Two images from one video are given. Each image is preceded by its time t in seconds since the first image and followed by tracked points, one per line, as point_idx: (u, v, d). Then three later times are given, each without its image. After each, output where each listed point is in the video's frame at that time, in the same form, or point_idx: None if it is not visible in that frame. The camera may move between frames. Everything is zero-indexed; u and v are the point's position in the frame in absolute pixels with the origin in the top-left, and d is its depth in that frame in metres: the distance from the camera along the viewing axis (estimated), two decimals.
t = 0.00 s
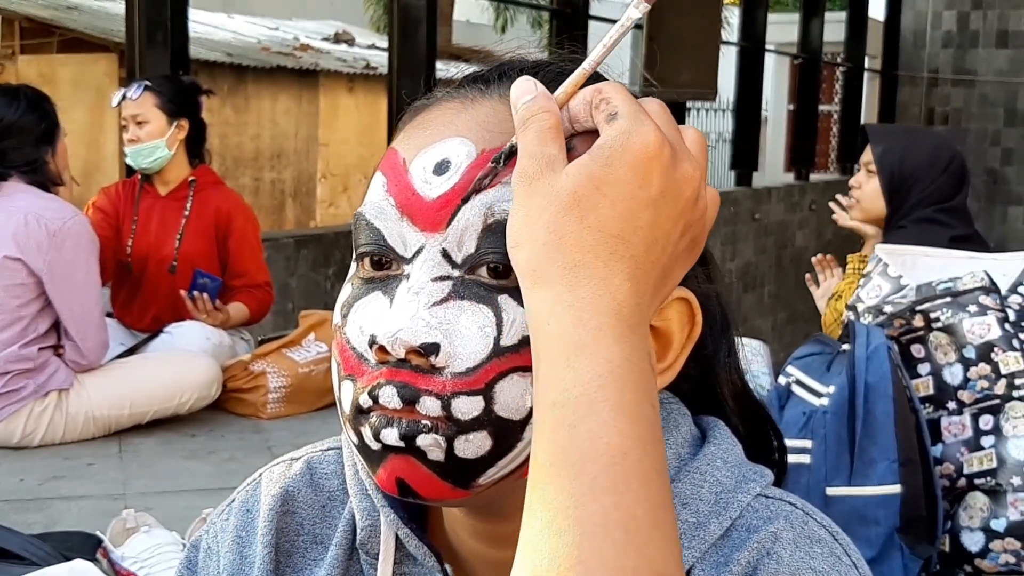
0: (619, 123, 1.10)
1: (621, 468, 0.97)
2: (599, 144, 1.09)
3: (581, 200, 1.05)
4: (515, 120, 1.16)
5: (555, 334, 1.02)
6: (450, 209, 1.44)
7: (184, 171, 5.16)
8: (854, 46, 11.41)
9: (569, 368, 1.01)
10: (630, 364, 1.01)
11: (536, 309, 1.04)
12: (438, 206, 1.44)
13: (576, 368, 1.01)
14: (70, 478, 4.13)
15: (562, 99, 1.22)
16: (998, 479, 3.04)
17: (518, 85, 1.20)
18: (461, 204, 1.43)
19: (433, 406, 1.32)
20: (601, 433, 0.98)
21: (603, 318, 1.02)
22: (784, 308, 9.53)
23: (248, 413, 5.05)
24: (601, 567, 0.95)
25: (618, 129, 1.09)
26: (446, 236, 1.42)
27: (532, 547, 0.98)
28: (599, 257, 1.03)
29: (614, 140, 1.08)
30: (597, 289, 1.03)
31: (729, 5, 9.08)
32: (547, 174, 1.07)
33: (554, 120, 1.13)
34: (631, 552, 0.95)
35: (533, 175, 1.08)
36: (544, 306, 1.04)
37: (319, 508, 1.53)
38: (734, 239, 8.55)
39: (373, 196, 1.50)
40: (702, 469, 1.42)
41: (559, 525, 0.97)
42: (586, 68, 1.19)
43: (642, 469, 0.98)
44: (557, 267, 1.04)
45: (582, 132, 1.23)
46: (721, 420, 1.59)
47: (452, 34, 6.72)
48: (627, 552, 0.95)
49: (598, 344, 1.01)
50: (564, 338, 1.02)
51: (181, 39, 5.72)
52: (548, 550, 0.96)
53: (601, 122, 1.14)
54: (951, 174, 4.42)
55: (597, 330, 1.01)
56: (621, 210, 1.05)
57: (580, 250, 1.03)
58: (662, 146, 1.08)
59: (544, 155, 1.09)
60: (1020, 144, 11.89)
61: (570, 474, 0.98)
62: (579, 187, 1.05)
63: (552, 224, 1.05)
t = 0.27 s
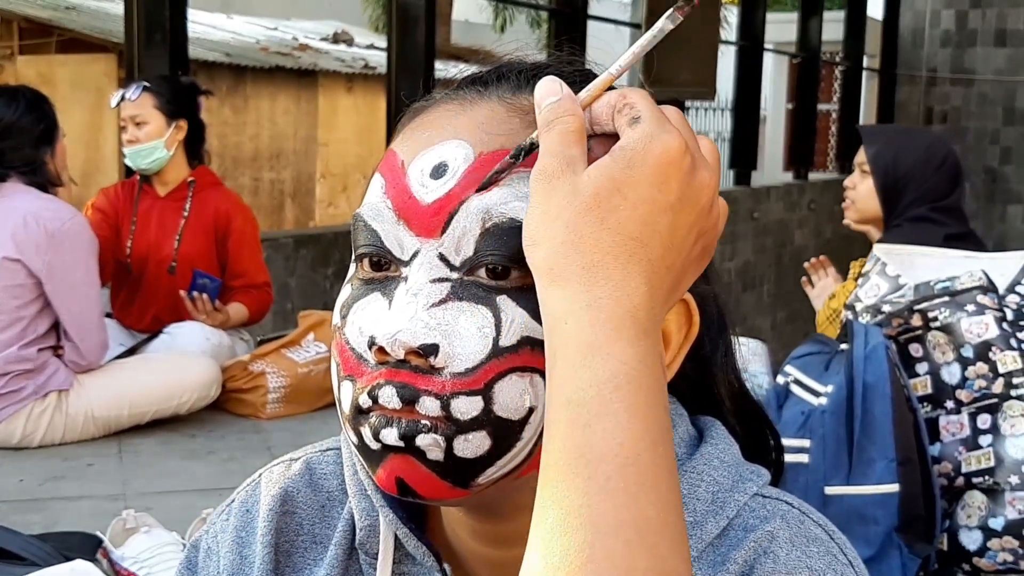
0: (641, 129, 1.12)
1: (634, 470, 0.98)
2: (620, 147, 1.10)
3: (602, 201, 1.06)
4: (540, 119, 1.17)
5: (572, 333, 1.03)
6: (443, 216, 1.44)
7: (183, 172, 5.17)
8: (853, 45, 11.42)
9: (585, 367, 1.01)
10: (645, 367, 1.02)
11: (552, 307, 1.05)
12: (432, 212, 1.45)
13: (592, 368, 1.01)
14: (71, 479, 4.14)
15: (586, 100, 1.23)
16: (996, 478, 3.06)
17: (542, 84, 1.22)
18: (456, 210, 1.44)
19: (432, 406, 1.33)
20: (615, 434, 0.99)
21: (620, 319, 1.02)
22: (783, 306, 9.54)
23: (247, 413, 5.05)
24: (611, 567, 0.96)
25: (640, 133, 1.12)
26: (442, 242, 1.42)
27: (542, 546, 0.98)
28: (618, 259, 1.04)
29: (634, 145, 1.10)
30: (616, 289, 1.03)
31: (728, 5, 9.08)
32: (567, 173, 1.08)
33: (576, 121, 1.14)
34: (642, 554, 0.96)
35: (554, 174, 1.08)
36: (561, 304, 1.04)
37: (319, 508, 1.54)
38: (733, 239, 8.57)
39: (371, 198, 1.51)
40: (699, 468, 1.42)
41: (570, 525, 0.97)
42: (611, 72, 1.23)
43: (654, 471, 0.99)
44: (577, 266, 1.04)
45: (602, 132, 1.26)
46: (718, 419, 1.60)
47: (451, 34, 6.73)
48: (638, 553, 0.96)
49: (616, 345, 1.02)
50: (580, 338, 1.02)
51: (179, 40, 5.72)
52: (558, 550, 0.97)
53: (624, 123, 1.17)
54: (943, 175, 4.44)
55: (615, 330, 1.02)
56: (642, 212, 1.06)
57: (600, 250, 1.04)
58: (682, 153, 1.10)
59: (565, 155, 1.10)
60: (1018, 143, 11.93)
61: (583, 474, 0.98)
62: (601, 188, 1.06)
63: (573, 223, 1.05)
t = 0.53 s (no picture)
0: (636, 123, 1.15)
1: (661, 473, 0.98)
2: (624, 145, 1.11)
3: (617, 198, 1.06)
4: (529, 124, 1.16)
5: (597, 335, 1.02)
6: (428, 223, 1.43)
7: (181, 172, 5.17)
8: (852, 44, 11.41)
9: (613, 369, 1.01)
10: (673, 367, 1.02)
11: (574, 309, 1.04)
12: (416, 219, 1.44)
13: (618, 370, 1.01)
14: (69, 479, 4.14)
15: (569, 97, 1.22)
16: (995, 476, 3.06)
17: (525, 88, 1.22)
18: (439, 218, 1.43)
19: (422, 411, 1.32)
20: (642, 438, 0.98)
21: (645, 318, 1.02)
22: (782, 306, 9.54)
23: (246, 413, 5.05)
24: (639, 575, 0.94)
25: (638, 126, 1.14)
26: (429, 248, 1.41)
27: (567, 554, 0.97)
28: (639, 257, 1.05)
29: (639, 144, 1.11)
30: (641, 288, 1.03)
31: (727, 4, 9.08)
32: (582, 174, 1.08)
33: (570, 124, 1.15)
34: (669, 561, 0.95)
35: (565, 174, 1.08)
36: (583, 306, 1.04)
37: (315, 508, 1.53)
38: (731, 238, 8.56)
39: (359, 202, 1.51)
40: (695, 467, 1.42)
41: (595, 531, 0.97)
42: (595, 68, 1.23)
43: (681, 476, 0.98)
44: (597, 265, 1.04)
45: (590, 129, 1.23)
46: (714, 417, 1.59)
47: (449, 33, 6.72)
48: (662, 562, 0.95)
49: (642, 344, 1.02)
50: (606, 340, 1.02)
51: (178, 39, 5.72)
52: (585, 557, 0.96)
53: (612, 116, 1.18)
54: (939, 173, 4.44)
55: (640, 330, 1.02)
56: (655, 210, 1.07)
57: (620, 248, 1.04)
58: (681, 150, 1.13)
59: (571, 157, 1.10)
60: (1017, 142, 11.94)
61: (610, 479, 0.97)
62: (613, 186, 1.07)
63: (589, 222, 1.05)
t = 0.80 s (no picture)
0: (596, 111, 1.15)
1: (648, 460, 0.97)
2: (591, 132, 1.11)
3: (585, 188, 1.06)
4: (498, 128, 1.18)
5: (578, 327, 1.02)
6: (426, 218, 1.43)
7: (181, 169, 5.16)
8: (851, 42, 11.40)
9: (595, 360, 1.01)
10: (655, 351, 1.01)
11: (554, 304, 1.05)
12: (415, 214, 1.44)
13: (600, 359, 1.01)
14: (68, 476, 4.14)
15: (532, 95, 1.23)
16: (994, 475, 3.06)
17: (492, 94, 1.24)
18: (437, 213, 1.43)
19: (421, 406, 1.32)
20: (625, 424, 0.98)
21: (623, 306, 1.02)
22: (781, 304, 9.54)
23: (246, 410, 5.04)
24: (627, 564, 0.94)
25: (597, 112, 1.15)
26: (427, 243, 1.41)
27: (559, 547, 0.97)
28: (614, 244, 1.04)
29: (607, 131, 1.11)
30: (617, 275, 1.03)
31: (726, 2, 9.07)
32: (551, 169, 1.08)
33: (538, 124, 1.16)
34: (658, 549, 0.94)
35: (532, 171, 1.09)
36: (562, 300, 1.04)
37: (315, 504, 1.53)
38: (731, 236, 8.56)
39: (357, 197, 1.50)
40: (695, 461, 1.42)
41: (582, 522, 0.96)
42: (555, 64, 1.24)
43: (668, 460, 0.97)
44: (571, 258, 1.04)
45: (555, 125, 1.25)
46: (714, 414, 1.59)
47: (449, 31, 6.71)
48: (651, 547, 0.94)
49: (622, 332, 1.01)
50: (585, 330, 1.02)
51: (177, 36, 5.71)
52: (575, 549, 0.96)
53: (572, 108, 1.20)
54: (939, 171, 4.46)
55: (619, 318, 1.02)
56: (625, 195, 1.07)
57: (593, 237, 1.04)
58: (648, 130, 1.12)
59: (538, 153, 1.11)
60: (1015, 141, 11.94)
61: (596, 469, 0.97)
62: (581, 175, 1.07)
63: (559, 216, 1.06)
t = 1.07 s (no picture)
0: (599, 110, 1.14)
1: (649, 455, 0.97)
2: (594, 130, 1.11)
3: (588, 186, 1.06)
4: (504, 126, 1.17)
5: (581, 324, 1.02)
6: (426, 211, 1.43)
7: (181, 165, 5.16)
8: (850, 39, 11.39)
9: (598, 356, 1.01)
10: (657, 347, 1.01)
11: (558, 302, 1.04)
12: (415, 207, 1.44)
13: (602, 356, 1.00)
14: (66, 471, 4.13)
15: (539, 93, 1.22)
16: (992, 471, 3.05)
17: (499, 93, 1.22)
18: (438, 207, 1.43)
19: (420, 400, 1.31)
20: (627, 420, 0.98)
21: (626, 304, 1.02)
22: (780, 301, 9.54)
23: (244, 406, 5.05)
24: (628, 557, 0.94)
25: (601, 111, 1.14)
26: (427, 236, 1.41)
27: (561, 542, 0.97)
28: (617, 242, 1.04)
29: (610, 129, 1.11)
30: (620, 273, 1.03)
31: None
32: (554, 167, 1.08)
33: (543, 122, 1.15)
34: (659, 543, 0.95)
35: (535, 170, 1.08)
36: (566, 298, 1.04)
37: (314, 498, 1.53)
38: (729, 233, 8.56)
39: (357, 191, 1.50)
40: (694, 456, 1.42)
41: (584, 517, 0.97)
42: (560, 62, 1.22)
43: (670, 455, 0.98)
44: (574, 257, 1.04)
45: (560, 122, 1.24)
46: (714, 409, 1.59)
47: (448, 27, 6.69)
48: (654, 542, 0.94)
49: (625, 329, 1.01)
50: (589, 328, 1.02)
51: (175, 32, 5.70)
52: (578, 543, 0.96)
53: (577, 107, 1.18)
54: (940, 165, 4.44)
55: (621, 315, 1.01)
56: (629, 194, 1.07)
57: (596, 236, 1.04)
58: (651, 127, 1.12)
59: (541, 151, 1.10)
60: (1014, 138, 11.95)
61: (598, 464, 0.97)
62: (585, 174, 1.07)
63: (562, 215, 1.06)
